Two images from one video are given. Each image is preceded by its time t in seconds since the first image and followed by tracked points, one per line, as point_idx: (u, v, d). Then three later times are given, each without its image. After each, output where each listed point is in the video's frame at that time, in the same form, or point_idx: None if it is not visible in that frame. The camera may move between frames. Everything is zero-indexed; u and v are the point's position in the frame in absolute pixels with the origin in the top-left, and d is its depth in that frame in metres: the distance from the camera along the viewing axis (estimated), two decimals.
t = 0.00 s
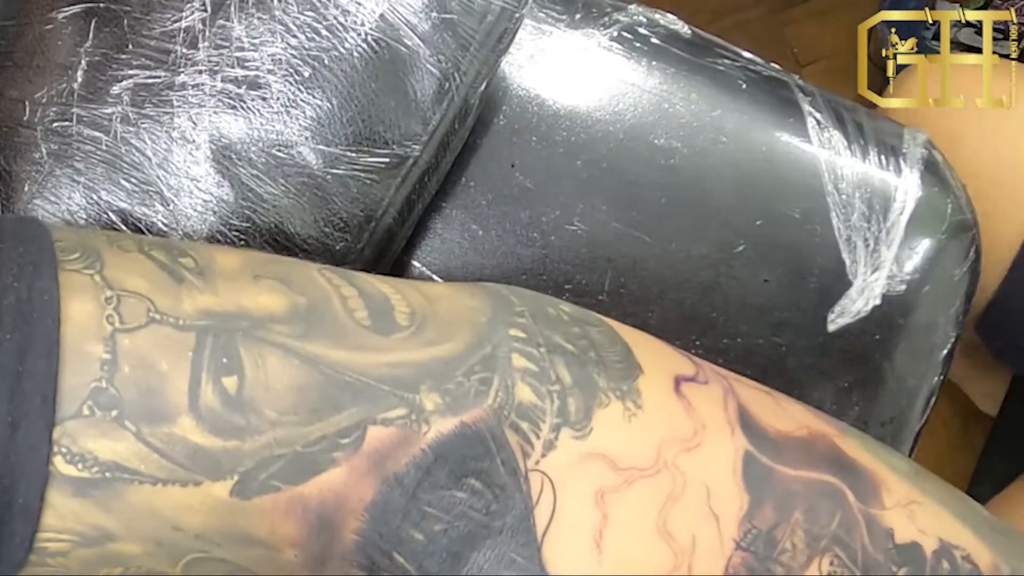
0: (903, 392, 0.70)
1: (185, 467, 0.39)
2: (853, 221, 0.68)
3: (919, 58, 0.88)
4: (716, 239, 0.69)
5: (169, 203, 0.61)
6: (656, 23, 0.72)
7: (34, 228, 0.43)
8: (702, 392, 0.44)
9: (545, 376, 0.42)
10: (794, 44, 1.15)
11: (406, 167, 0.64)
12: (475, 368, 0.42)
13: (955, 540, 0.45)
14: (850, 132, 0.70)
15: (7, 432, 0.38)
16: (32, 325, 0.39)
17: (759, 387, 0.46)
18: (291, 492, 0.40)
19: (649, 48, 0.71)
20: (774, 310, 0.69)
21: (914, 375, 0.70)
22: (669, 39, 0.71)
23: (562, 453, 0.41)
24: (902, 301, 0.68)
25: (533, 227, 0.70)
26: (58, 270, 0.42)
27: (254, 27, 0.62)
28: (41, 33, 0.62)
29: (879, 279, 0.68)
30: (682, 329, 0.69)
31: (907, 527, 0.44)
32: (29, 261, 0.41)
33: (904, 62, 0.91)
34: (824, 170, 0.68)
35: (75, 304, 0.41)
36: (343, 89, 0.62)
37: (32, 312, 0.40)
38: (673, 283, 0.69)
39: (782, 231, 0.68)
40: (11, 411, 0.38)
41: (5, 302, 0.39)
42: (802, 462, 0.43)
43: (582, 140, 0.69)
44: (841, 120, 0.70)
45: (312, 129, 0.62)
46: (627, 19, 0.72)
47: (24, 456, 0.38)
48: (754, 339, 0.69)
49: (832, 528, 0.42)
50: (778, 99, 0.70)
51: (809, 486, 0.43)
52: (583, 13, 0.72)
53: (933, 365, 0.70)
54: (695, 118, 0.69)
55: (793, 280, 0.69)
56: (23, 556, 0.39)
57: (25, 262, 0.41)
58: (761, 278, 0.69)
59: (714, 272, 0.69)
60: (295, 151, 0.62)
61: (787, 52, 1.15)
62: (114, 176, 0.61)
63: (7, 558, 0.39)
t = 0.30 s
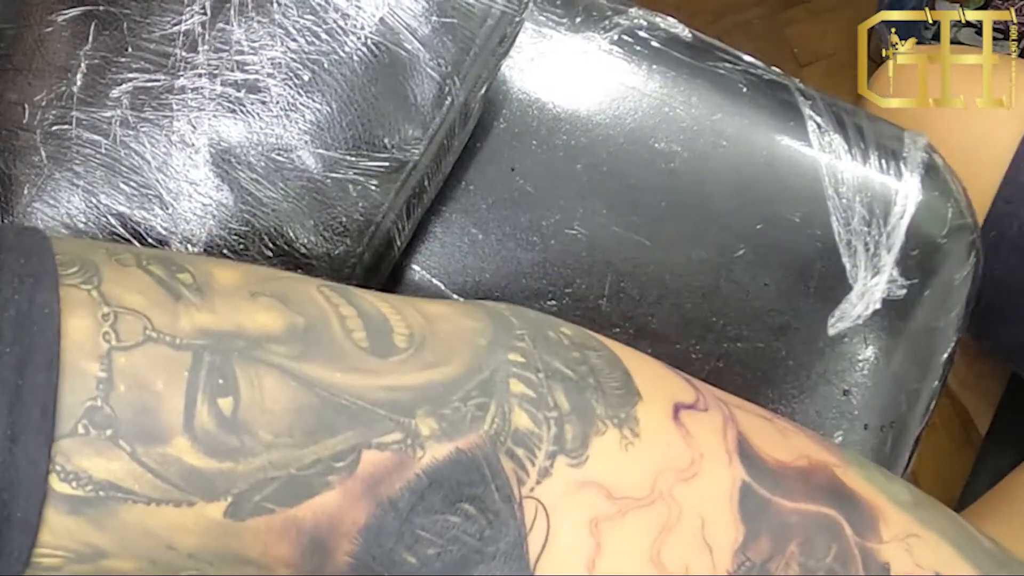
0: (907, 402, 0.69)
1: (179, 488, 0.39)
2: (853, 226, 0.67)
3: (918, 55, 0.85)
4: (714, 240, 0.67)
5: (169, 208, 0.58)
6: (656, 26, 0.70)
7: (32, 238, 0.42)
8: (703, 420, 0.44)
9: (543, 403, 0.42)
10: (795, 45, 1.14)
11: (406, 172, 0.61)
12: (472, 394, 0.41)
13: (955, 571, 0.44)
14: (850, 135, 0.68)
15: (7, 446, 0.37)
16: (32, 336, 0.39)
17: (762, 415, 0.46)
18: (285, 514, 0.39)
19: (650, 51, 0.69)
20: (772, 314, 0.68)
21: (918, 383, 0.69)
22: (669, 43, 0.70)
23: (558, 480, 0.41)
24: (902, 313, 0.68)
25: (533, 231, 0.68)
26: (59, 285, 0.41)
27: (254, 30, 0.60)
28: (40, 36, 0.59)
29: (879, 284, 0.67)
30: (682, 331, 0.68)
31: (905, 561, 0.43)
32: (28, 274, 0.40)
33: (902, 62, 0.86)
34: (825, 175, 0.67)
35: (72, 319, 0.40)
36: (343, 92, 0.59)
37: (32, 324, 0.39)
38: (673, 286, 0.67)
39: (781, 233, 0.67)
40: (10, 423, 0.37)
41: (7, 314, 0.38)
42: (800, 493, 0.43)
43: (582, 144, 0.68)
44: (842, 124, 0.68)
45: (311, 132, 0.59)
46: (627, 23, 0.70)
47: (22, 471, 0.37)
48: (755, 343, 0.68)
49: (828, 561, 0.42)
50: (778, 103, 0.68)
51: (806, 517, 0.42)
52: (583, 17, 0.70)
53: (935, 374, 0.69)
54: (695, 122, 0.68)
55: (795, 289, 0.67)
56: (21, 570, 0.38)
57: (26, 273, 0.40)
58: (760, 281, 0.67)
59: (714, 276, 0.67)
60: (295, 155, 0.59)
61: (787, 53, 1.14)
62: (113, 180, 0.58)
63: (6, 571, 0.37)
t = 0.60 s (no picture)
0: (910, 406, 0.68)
1: (178, 492, 0.39)
2: (853, 227, 0.67)
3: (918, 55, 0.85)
4: (714, 242, 0.67)
5: (168, 209, 0.58)
6: (656, 27, 0.70)
7: (33, 241, 0.42)
8: (703, 426, 0.44)
9: (543, 408, 0.42)
10: (795, 45, 1.14)
11: (406, 173, 0.61)
12: (472, 399, 0.41)
13: None
14: (850, 136, 0.68)
15: (7, 447, 0.37)
16: (33, 338, 0.39)
17: (763, 421, 0.46)
18: (284, 519, 0.39)
19: (650, 52, 0.69)
20: (772, 315, 0.68)
21: (918, 384, 0.68)
22: (669, 43, 0.69)
23: (557, 485, 0.41)
24: (902, 317, 0.68)
25: (533, 232, 0.68)
26: (59, 288, 0.41)
27: (253, 31, 0.59)
28: (40, 36, 0.59)
29: (879, 284, 0.67)
30: (682, 332, 0.68)
31: (904, 568, 0.43)
32: (30, 277, 0.40)
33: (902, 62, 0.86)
34: (825, 177, 0.67)
35: (71, 323, 0.40)
36: (343, 93, 0.59)
37: (32, 327, 0.39)
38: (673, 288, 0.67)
39: (781, 233, 0.67)
40: (11, 425, 0.37)
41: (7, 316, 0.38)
42: (801, 499, 0.43)
43: (582, 145, 0.68)
44: (842, 125, 0.68)
45: (311, 133, 0.59)
46: (627, 23, 0.70)
47: (21, 473, 0.37)
48: (754, 343, 0.68)
49: (827, 567, 0.42)
50: (778, 104, 0.68)
51: (806, 524, 0.42)
52: (584, 17, 0.70)
53: (935, 374, 0.68)
54: (695, 122, 0.68)
55: (795, 291, 0.67)
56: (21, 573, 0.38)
57: (27, 275, 0.40)
58: (760, 282, 0.67)
59: (714, 276, 0.67)
60: (295, 156, 0.59)
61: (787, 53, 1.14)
62: (113, 181, 0.58)
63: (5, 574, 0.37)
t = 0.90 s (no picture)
0: (909, 407, 0.68)
1: (173, 497, 0.38)
2: (853, 225, 0.66)
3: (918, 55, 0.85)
4: (715, 242, 0.67)
5: (168, 208, 0.58)
6: (656, 26, 0.70)
7: (32, 244, 0.42)
8: (701, 431, 0.43)
9: (541, 415, 0.41)
10: (796, 43, 1.14)
11: (406, 172, 0.61)
12: (469, 405, 0.41)
13: None
14: (850, 135, 0.67)
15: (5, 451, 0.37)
16: (31, 341, 0.39)
17: (762, 426, 0.46)
18: (278, 525, 0.39)
19: (650, 51, 0.69)
20: (772, 315, 0.67)
21: (917, 384, 0.68)
22: (669, 43, 0.69)
23: (554, 492, 0.40)
24: (901, 317, 0.68)
25: (532, 230, 0.68)
26: (58, 291, 0.41)
27: (253, 29, 0.59)
28: (39, 35, 0.58)
29: (879, 284, 0.67)
30: (682, 332, 0.68)
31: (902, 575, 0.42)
32: (29, 279, 0.40)
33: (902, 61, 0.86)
34: (825, 175, 0.67)
35: (67, 328, 0.40)
36: (343, 92, 0.59)
37: (30, 331, 0.39)
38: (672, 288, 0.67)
39: (782, 233, 0.67)
40: (8, 429, 0.37)
41: (5, 320, 0.38)
42: (799, 505, 0.42)
43: (582, 143, 0.68)
44: (842, 124, 0.67)
45: (310, 132, 0.59)
46: (627, 22, 0.70)
47: (18, 476, 0.37)
48: (754, 343, 0.68)
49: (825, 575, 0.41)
50: (778, 103, 0.68)
51: (803, 531, 0.42)
52: (583, 16, 0.70)
53: (936, 371, 0.68)
54: (695, 121, 0.68)
55: (795, 292, 0.67)
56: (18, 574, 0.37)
57: (25, 278, 0.40)
58: (760, 282, 0.67)
59: (714, 276, 0.67)
60: (295, 155, 0.59)
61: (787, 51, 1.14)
62: (113, 180, 0.58)
63: None
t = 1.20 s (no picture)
0: (910, 406, 0.68)
1: (176, 497, 0.38)
2: (853, 224, 0.66)
3: (917, 54, 0.83)
4: (716, 241, 0.67)
5: (169, 207, 0.58)
6: (656, 25, 0.70)
7: (34, 244, 0.42)
8: (705, 430, 0.43)
9: (545, 413, 0.41)
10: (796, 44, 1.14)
11: (407, 171, 0.60)
12: (473, 404, 0.41)
13: None
14: (850, 133, 0.67)
15: (7, 451, 0.37)
16: (34, 342, 0.38)
17: (766, 424, 0.46)
18: (282, 525, 0.38)
19: (650, 50, 0.69)
20: (773, 313, 0.67)
21: (918, 382, 0.68)
22: (669, 41, 0.69)
23: (559, 491, 0.40)
24: (902, 316, 0.68)
25: (532, 228, 0.68)
26: (60, 292, 0.41)
27: (254, 28, 0.59)
28: (40, 35, 0.58)
29: (879, 283, 0.67)
30: (683, 331, 0.67)
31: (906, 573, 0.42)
32: (32, 279, 0.40)
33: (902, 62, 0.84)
34: (825, 173, 0.66)
35: (69, 328, 0.40)
36: (344, 91, 0.59)
37: (33, 330, 0.39)
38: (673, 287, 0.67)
39: (783, 231, 0.66)
40: (10, 428, 0.37)
41: (8, 320, 0.38)
42: (802, 503, 0.42)
43: (582, 142, 0.68)
44: (841, 122, 0.67)
45: (312, 131, 0.59)
46: (627, 21, 0.70)
47: (21, 476, 0.37)
48: (755, 342, 0.67)
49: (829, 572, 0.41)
50: (779, 102, 0.68)
51: (808, 530, 0.42)
52: (583, 15, 0.70)
53: (936, 371, 0.68)
54: (695, 120, 0.68)
55: (795, 292, 0.67)
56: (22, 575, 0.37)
57: (27, 278, 0.40)
58: (760, 281, 0.67)
59: (715, 274, 0.67)
60: (296, 154, 0.59)
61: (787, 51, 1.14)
62: (114, 179, 0.57)
63: None
